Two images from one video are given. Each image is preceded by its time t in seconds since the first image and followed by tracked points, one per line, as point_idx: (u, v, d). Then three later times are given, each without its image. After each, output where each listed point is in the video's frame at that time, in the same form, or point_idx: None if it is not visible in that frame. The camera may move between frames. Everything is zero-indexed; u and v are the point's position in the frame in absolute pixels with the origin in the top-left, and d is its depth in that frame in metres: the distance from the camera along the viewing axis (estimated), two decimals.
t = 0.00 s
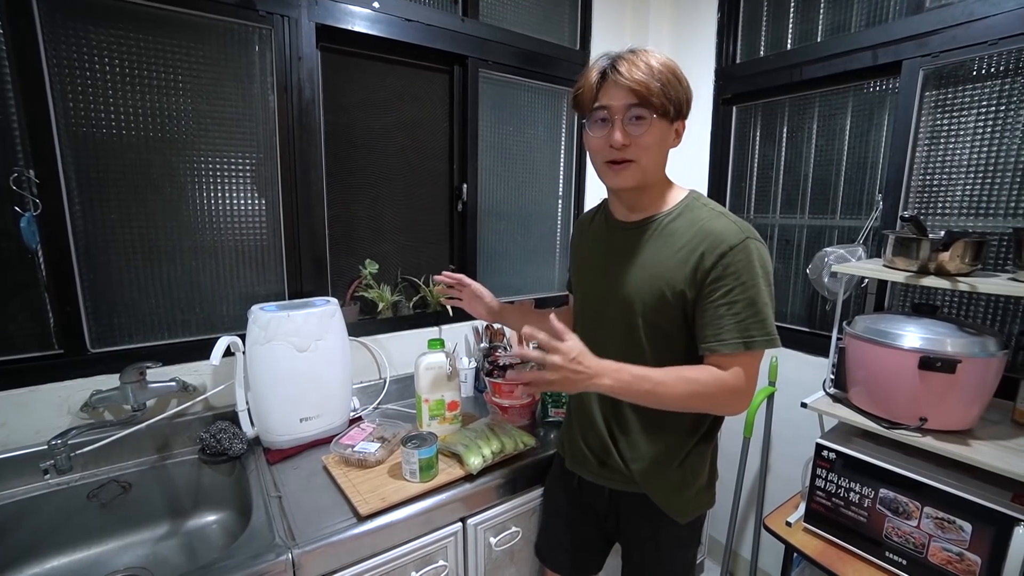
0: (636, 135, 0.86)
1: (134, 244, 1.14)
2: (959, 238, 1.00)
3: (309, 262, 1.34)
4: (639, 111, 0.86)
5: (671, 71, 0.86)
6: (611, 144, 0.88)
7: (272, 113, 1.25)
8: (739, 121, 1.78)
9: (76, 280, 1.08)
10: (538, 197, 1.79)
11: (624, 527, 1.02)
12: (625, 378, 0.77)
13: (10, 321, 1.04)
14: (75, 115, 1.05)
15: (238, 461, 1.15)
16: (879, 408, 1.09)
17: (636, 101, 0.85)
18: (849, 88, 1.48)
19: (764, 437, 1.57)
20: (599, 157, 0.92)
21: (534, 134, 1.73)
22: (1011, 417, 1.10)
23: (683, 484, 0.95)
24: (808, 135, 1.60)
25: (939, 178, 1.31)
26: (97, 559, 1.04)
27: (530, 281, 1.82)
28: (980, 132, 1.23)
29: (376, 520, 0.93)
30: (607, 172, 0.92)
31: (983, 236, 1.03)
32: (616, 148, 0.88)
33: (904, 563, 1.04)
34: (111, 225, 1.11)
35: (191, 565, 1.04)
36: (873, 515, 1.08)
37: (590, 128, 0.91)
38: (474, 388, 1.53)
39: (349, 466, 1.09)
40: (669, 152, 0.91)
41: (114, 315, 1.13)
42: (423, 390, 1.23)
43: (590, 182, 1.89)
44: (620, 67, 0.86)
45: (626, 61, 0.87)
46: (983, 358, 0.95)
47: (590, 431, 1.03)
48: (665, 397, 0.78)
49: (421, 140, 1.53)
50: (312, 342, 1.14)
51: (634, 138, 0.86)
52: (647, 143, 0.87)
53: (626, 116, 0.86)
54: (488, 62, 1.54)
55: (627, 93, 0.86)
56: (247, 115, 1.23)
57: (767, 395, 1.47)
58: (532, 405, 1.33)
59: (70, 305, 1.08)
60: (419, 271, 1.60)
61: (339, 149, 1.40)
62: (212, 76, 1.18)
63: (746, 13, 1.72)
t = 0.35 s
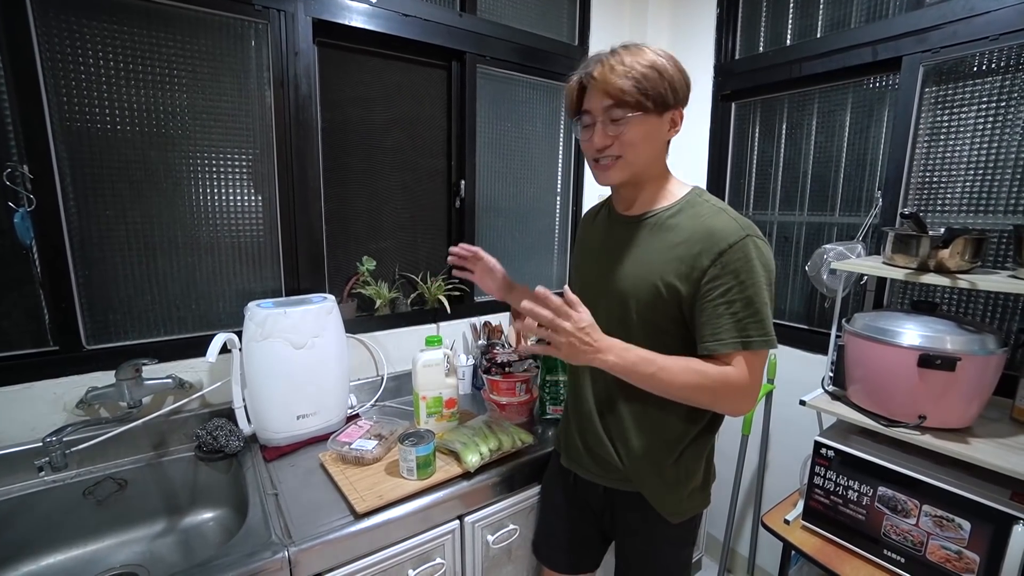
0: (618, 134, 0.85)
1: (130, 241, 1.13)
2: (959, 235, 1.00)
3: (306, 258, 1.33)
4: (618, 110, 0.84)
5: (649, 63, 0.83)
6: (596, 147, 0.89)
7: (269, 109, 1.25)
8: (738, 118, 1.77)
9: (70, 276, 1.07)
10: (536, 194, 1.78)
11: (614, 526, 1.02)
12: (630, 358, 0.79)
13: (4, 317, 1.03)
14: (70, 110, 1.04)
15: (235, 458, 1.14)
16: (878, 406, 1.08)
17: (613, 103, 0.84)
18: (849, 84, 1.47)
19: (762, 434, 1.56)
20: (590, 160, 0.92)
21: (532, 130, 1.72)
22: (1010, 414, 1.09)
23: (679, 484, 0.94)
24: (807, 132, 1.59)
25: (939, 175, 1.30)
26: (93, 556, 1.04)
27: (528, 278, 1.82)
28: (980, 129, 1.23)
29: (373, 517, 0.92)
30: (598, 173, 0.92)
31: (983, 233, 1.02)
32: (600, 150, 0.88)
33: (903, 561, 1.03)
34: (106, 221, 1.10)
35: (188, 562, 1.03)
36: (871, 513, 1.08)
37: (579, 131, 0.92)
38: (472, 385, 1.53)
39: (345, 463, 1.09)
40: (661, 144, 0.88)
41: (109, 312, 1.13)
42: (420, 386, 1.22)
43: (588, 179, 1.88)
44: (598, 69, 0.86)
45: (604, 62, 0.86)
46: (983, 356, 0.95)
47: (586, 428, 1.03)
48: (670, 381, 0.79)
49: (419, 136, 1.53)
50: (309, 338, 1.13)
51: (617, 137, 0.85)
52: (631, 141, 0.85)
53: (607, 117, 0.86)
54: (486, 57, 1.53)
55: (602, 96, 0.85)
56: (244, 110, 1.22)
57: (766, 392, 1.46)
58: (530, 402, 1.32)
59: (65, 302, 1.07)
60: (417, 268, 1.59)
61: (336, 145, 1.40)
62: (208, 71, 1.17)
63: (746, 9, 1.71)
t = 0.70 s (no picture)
0: (574, 157, 0.89)
1: (132, 240, 1.13)
2: (962, 236, 0.99)
3: (307, 258, 1.33)
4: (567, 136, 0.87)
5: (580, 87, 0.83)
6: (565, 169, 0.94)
7: (271, 109, 1.25)
8: (740, 119, 1.77)
9: (73, 275, 1.08)
10: (538, 194, 1.78)
11: (613, 529, 1.02)
12: (594, 372, 0.81)
13: (7, 317, 1.03)
14: (72, 111, 1.04)
15: (236, 458, 1.15)
16: (881, 408, 1.08)
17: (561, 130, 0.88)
18: (851, 84, 1.47)
19: (764, 436, 1.56)
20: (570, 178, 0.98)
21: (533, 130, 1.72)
22: (1013, 417, 1.09)
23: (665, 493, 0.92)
24: (808, 133, 1.59)
25: (941, 176, 1.30)
26: (94, 555, 1.04)
27: (529, 278, 1.81)
28: (983, 130, 1.22)
29: (374, 518, 0.92)
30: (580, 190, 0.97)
31: (986, 234, 1.02)
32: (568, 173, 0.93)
33: (905, 563, 1.03)
34: (109, 220, 1.11)
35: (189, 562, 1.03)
36: (874, 515, 1.07)
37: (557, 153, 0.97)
38: (473, 386, 1.54)
39: (346, 464, 1.09)
40: (624, 152, 0.87)
41: (111, 311, 1.13)
42: (422, 387, 1.22)
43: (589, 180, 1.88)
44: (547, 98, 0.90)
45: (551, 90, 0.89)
46: (986, 358, 0.94)
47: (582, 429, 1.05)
48: (637, 396, 0.80)
49: (421, 136, 1.53)
50: (310, 339, 1.13)
51: (574, 159, 0.89)
52: (586, 161, 0.88)
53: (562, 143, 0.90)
54: (487, 58, 1.53)
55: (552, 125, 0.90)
56: (246, 110, 1.22)
57: (768, 393, 1.46)
58: (532, 403, 1.32)
59: (67, 302, 1.07)
60: (418, 268, 1.59)
61: (338, 145, 1.40)
62: (210, 71, 1.17)
63: (747, 10, 1.71)
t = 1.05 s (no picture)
0: (513, 187, 0.90)
1: (135, 240, 1.14)
2: (966, 237, 0.99)
3: (310, 258, 1.34)
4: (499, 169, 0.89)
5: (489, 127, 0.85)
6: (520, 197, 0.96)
7: (274, 110, 1.25)
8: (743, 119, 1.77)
9: (76, 275, 1.08)
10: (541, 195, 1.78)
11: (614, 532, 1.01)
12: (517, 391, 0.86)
13: (11, 317, 1.04)
14: (76, 110, 1.05)
15: (238, 457, 1.15)
16: (884, 409, 1.08)
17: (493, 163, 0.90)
18: (855, 85, 1.47)
19: (767, 436, 1.55)
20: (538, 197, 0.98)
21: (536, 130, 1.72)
22: (1017, 418, 1.08)
23: (634, 508, 0.91)
24: (812, 133, 1.59)
25: (945, 176, 1.29)
26: (97, 555, 1.04)
27: (532, 279, 1.82)
28: (988, 130, 1.22)
29: (376, 518, 0.92)
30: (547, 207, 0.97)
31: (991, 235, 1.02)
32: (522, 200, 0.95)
33: (908, 565, 1.03)
34: (112, 220, 1.11)
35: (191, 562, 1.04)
36: (876, 517, 1.07)
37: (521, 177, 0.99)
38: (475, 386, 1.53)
39: (348, 464, 1.09)
40: (547, 171, 0.84)
41: (115, 311, 1.13)
42: (424, 388, 1.21)
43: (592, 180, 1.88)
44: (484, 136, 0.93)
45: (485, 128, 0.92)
46: (990, 359, 0.94)
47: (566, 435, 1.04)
48: (548, 417, 0.83)
49: (423, 137, 1.53)
50: (314, 339, 1.13)
51: (514, 187, 0.90)
52: (521, 187, 0.88)
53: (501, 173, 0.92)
54: (490, 58, 1.54)
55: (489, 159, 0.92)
56: (249, 110, 1.22)
57: (770, 394, 1.46)
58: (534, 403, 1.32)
59: (71, 301, 1.08)
60: (420, 268, 1.59)
61: (340, 146, 1.40)
62: (213, 71, 1.17)
63: (750, 10, 1.71)
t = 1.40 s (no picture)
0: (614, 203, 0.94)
1: (148, 257, 1.17)
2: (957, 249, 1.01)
3: (317, 274, 1.37)
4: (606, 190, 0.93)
5: (558, 132, 0.93)
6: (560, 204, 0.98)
7: (284, 131, 1.30)
8: (740, 134, 1.81)
9: (92, 291, 1.11)
10: (542, 209, 1.82)
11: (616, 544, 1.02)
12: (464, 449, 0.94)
13: (28, 332, 1.07)
14: (95, 134, 1.09)
15: (246, 469, 1.17)
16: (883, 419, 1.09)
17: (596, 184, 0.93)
18: (848, 101, 1.50)
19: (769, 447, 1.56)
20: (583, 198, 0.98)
21: (538, 147, 1.77)
22: (1016, 427, 1.09)
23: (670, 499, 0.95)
24: (807, 148, 1.63)
25: (938, 189, 1.32)
26: (108, 566, 1.06)
27: (534, 292, 1.84)
28: (979, 143, 1.24)
29: (382, 528, 0.94)
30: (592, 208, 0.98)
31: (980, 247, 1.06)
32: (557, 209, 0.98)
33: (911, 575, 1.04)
34: (126, 238, 1.15)
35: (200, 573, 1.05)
36: (878, 526, 1.09)
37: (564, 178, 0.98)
38: (479, 398, 1.55)
39: (354, 475, 1.10)
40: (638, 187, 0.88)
41: (128, 326, 1.17)
42: (430, 401, 1.24)
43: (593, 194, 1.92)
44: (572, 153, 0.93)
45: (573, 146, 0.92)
46: (984, 368, 0.96)
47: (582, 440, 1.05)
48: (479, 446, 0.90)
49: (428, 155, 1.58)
50: (320, 352, 1.16)
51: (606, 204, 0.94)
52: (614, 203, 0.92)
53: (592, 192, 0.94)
54: (492, 78, 1.58)
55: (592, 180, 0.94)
56: (259, 131, 1.27)
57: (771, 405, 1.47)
58: (537, 415, 1.34)
59: (86, 317, 1.11)
60: (425, 282, 1.62)
61: (347, 164, 1.44)
62: (225, 95, 1.22)
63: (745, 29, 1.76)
